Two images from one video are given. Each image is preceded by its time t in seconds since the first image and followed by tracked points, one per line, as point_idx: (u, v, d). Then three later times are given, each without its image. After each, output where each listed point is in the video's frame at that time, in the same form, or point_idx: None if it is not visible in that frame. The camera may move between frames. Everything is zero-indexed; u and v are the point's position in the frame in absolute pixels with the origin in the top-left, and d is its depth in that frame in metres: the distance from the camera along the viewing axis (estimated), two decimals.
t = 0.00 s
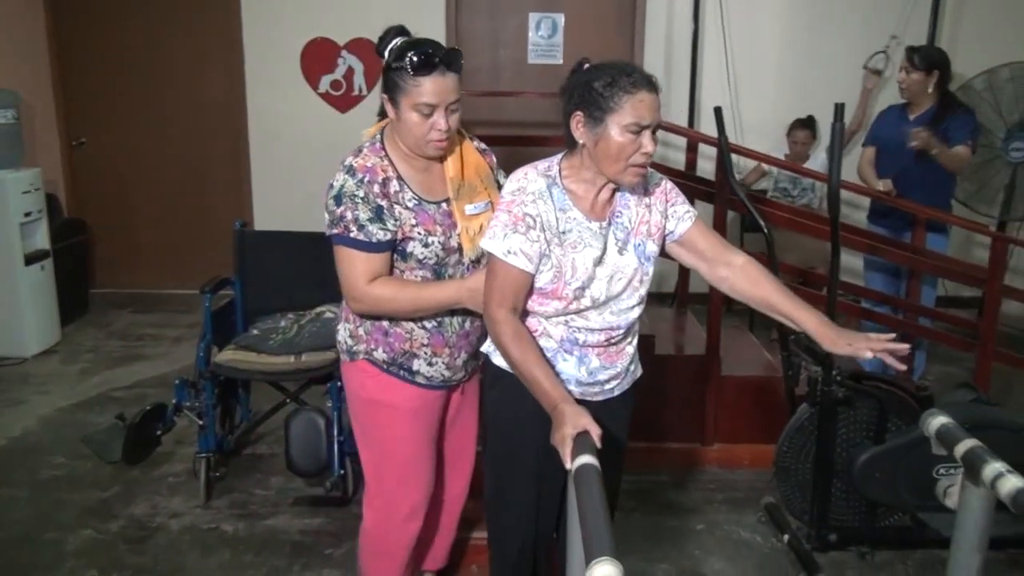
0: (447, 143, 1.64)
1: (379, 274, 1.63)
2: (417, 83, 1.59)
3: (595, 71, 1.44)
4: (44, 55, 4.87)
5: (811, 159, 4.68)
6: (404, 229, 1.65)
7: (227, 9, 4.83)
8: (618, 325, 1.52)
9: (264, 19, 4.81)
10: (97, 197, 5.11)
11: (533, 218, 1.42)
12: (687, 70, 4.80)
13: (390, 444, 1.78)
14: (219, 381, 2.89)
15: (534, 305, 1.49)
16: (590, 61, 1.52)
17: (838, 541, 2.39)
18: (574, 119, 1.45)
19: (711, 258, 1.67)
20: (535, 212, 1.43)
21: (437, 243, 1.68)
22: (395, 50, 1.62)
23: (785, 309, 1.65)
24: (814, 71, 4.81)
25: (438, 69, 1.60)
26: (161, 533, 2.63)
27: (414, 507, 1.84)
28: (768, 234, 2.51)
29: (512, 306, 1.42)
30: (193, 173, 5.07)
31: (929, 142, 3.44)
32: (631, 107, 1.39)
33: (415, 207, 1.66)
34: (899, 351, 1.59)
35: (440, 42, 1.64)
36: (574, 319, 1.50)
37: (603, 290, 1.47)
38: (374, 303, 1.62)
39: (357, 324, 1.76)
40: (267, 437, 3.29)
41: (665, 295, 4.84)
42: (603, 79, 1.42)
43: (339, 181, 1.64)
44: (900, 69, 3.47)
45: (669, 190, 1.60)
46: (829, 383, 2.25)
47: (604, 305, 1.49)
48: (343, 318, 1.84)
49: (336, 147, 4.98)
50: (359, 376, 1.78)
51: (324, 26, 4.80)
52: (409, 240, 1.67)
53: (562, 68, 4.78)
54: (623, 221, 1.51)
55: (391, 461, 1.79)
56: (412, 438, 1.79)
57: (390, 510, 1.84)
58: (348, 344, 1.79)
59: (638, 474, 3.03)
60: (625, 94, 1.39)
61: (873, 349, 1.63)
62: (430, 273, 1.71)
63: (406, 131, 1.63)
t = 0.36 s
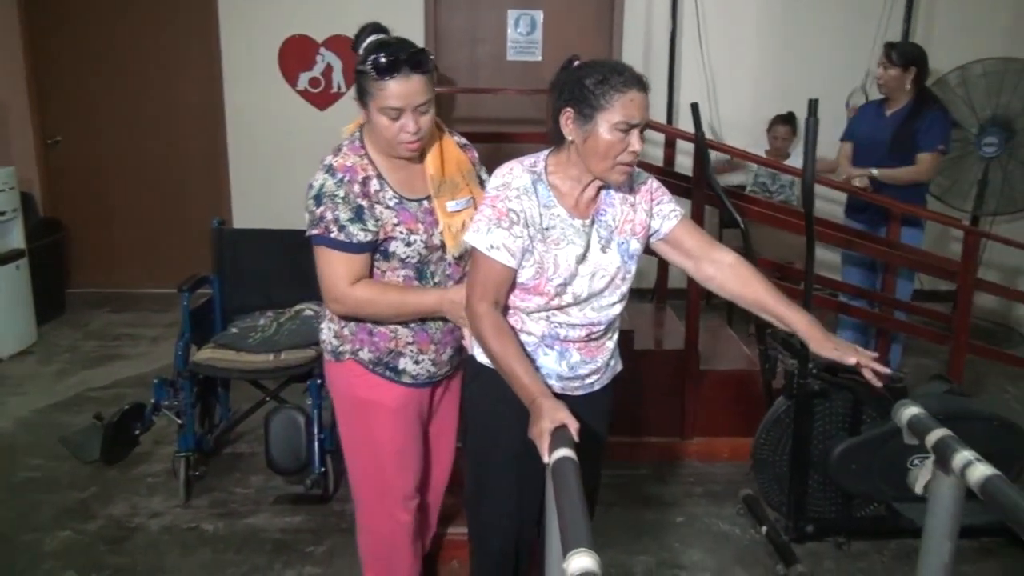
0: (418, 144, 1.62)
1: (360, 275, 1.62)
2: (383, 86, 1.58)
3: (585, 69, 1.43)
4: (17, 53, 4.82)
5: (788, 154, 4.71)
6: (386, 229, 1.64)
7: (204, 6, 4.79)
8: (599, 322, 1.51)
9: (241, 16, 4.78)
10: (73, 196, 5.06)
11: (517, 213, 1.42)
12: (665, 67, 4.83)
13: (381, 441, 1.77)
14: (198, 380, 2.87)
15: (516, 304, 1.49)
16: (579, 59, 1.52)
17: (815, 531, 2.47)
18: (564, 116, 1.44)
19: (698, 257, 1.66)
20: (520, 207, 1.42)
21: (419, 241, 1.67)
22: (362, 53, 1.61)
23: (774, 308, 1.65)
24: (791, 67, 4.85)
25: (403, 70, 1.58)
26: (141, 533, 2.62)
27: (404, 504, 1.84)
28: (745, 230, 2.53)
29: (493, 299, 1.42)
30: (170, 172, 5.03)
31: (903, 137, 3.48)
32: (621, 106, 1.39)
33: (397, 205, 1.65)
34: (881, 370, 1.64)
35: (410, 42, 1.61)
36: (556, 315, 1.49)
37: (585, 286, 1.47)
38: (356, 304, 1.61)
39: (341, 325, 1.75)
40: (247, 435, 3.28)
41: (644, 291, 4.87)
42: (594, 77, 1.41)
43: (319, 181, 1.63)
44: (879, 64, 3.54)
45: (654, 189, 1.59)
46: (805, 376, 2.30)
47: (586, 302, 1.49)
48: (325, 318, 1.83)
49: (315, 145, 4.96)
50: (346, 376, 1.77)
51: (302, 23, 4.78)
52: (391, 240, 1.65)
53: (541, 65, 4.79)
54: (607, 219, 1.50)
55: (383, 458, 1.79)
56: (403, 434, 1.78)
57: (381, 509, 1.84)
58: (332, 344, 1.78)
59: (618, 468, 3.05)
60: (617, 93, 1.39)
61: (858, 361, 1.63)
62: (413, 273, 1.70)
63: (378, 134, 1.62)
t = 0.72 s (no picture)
0: (389, 144, 1.58)
1: (336, 282, 1.63)
2: (345, 88, 1.54)
3: (568, 67, 1.43)
4: None
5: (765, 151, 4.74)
6: (359, 238, 1.64)
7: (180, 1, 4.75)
8: (577, 319, 1.51)
9: (218, 12, 4.75)
10: (48, 193, 5.00)
11: (497, 209, 1.42)
12: (644, 63, 4.84)
13: (354, 441, 1.78)
14: (175, 378, 2.85)
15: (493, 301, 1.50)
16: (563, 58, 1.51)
17: (791, 523, 2.50)
18: (545, 113, 1.44)
19: (681, 255, 1.65)
20: (499, 203, 1.43)
21: (394, 250, 1.66)
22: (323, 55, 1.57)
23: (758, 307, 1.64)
24: (767, 64, 4.88)
25: (363, 70, 1.53)
26: (118, 532, 2.60)
27: (376, 505, 1.85)
28: (722, 225, 2.55)
29: (472, 294, 1.43)
30: (148, 169, 4.99)
31: (877, 134, 3.52)
32: (602, 105, 1.38)
33: (371, 214, 1.64)
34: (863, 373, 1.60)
35: (369, 41, 1.58)
36: (533, 312, 1.50)
37: (562, 284, 1.47)
38: (332, 311, 1.61)
39: (314, 330, 1.75)
40: (224, 433, 3.26)
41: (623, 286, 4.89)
42: (577, 74, 1.41)
43: (292, 189, 1.62)
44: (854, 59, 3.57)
45: (636, 189, 1.58)
46: (780, 369, 2.30)
47: (563, 300, 1.49)
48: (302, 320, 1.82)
49: (294, 141, 4.94)
50: (321, 377, 1.77)
51: (279, 19, 4.76)
52: (366, 248, 1.65)
53: (520, 61, 4.79)
54: (586, 218, 1.50)
55: (356, 459, 1.79)
56: (377, 435, 1.79)
57: (352, 509, 1.84)
58: (308, 346, 1.78)
59: (598, 463, 3.07)
60: (598, 91, 1.39)
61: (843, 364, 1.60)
62: (388, 279, 1.70)
63: (348, 138, 1.59)
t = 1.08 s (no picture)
0: (394, 144, 1.59)
1: (326, 275, 1.64)
2: (352, 88, 1.54)
3: (557, 66, 1.40)
4: None
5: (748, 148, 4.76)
6: (353, 234, 1.65)
7: None
8: (556, 320, 1.51)
9: (199, 8, 4.71)
10: (28, 191, 4.95)
11: (479, 209, 1.41)
12: (627, 61, 4.85)
13: (349, 434, 1.80)
14: (156, 377, 2.83)
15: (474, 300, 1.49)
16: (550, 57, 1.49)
17: (773, 519, 2.52)
18: (533, 113, 1.41)
19: (673, 255, 1.64)
20: (481, 203, 1.42)
21: (389, 247, 1.67)
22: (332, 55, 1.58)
23: (753, 304, 1.63)
24: (749, 62, 4.90)
25: (370, 71, 1.54)
26: (99, 532, 2.58)
27: (371, 498, 1.86)
28: (704, 223, 2.56)
29: (454, 293, 1.42)
30: (129, 166, 4.95)
31: (858, 131, 3.55)
32: (590, 107, 1.36)
33: (368, 211, 1.65)
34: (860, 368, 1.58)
35: (378, 40, 1.57)
36: (513, 312, 1.49)
37: (543, 286, 1.47)
38: (318, 303, 1.63)
39: (314, 322, 1.79)
40: (207, 432, 3.24)
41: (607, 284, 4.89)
42: (565, 74, 1.38)
43: (290, 183, 1.63)
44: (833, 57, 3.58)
45: (622, 191, 1.56)
46: (762, 366, 2.33)
47: (543, 301, 1.48)
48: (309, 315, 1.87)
49: (277, 139, 4.91)
50: (320, 370, 1.81)
51: (261, 15, 4.72)
52: (360, 245, 1.66)
53: (504, 58, 4.79)
54: (570, 220, 1.48)
55: (350, 452, 1.81)
56: (372, 428, 1.80)
57: (346, 503, 1.86)
58: (310, 339, 1.82)
59: (581, 461, 3.07)
60: (586, 92, 1.36)
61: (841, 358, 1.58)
62: (383, 273, 1.71)
63: (355, 137, 1.60)
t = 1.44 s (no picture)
0: (397, 136, 1.62)
1: (320, 262, 1.66)
2: (360, 79, 1.58)
3: (567, 66, 1.38)
4: None
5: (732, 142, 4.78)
6: (347, 220, 1.66)
7: None
8: (546, 321, 1.51)
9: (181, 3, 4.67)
10: (10, 188, 4.90)
11: (475, 207, 1.41)
12: (612, 55, 4.85)
13: (343, 422, 1.83)
14: (140, 375, 2.81)
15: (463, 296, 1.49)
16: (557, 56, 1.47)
17: (759, 512, 2.52)
18: (539, 110, 1.39)
19: (669, 263, 1.62)
20: (478, 201, 1.41)
21: (383, 233, 1.67)
22: (339, 43, 1.60)
23: (750, 313, 1.61)
24: (734, 56, 4.91)
25: (381, 63, 1.58)
26: (83, 532, 2.56)
27: (364, 484, 1.90)
28: (688, 216, 2.56)
29: (442, 289, 1.42)
30: (113, 163, 4.92)
31: (843, 125, 3.55)
32: (599, 109, 1.35)
33: (362, 196, 1.65)
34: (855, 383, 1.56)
35: (386, 32, 1.60)
36: (503, 311, 1.49)
37: (536, 286, 1.46)
38: (310, 290, 1.65)
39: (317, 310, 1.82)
40: (192, 430, 3.22)
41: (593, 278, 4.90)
42: (575, 75, 1.37)
43: (289, 170, 1.67)
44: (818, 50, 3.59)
45: (621, 197, 1.55)
46: (747, 359, 2.34)
47: (534, 301, 1.48)
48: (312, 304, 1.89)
49: (261, 135, 4.89)
50: (320, 358, 1.83)
51: (243, 10, 4.69)
52: (355, 230, 1.67)
53: (489, 53, 4.78)
54: (567, 222, 1.47)
55: (343, 439, 1.84)
56: (367, 418, 1.83)
57: (338, 491, 1.91)
58: (312, 327, 1.84)
59: (568, 455, 3.07)
60: (595, 93, 1.35)
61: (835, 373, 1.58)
62: (379, 261, 1.71)
63: (357, 126, 1.62)
